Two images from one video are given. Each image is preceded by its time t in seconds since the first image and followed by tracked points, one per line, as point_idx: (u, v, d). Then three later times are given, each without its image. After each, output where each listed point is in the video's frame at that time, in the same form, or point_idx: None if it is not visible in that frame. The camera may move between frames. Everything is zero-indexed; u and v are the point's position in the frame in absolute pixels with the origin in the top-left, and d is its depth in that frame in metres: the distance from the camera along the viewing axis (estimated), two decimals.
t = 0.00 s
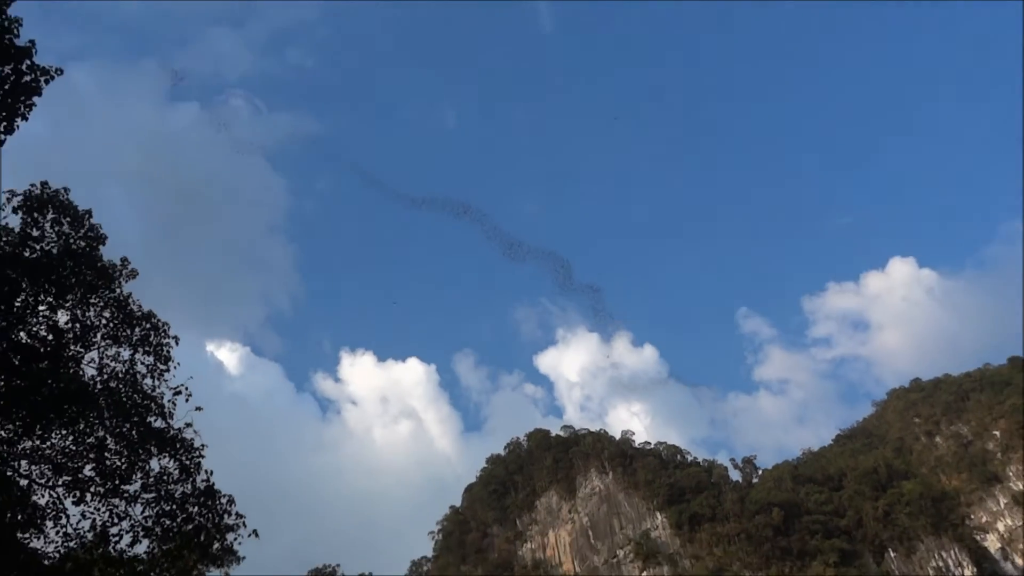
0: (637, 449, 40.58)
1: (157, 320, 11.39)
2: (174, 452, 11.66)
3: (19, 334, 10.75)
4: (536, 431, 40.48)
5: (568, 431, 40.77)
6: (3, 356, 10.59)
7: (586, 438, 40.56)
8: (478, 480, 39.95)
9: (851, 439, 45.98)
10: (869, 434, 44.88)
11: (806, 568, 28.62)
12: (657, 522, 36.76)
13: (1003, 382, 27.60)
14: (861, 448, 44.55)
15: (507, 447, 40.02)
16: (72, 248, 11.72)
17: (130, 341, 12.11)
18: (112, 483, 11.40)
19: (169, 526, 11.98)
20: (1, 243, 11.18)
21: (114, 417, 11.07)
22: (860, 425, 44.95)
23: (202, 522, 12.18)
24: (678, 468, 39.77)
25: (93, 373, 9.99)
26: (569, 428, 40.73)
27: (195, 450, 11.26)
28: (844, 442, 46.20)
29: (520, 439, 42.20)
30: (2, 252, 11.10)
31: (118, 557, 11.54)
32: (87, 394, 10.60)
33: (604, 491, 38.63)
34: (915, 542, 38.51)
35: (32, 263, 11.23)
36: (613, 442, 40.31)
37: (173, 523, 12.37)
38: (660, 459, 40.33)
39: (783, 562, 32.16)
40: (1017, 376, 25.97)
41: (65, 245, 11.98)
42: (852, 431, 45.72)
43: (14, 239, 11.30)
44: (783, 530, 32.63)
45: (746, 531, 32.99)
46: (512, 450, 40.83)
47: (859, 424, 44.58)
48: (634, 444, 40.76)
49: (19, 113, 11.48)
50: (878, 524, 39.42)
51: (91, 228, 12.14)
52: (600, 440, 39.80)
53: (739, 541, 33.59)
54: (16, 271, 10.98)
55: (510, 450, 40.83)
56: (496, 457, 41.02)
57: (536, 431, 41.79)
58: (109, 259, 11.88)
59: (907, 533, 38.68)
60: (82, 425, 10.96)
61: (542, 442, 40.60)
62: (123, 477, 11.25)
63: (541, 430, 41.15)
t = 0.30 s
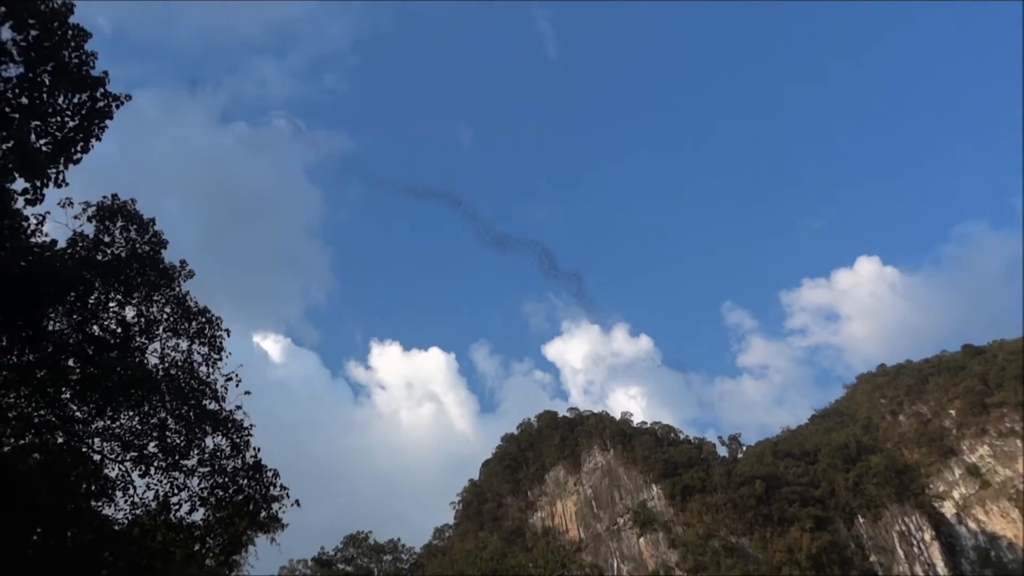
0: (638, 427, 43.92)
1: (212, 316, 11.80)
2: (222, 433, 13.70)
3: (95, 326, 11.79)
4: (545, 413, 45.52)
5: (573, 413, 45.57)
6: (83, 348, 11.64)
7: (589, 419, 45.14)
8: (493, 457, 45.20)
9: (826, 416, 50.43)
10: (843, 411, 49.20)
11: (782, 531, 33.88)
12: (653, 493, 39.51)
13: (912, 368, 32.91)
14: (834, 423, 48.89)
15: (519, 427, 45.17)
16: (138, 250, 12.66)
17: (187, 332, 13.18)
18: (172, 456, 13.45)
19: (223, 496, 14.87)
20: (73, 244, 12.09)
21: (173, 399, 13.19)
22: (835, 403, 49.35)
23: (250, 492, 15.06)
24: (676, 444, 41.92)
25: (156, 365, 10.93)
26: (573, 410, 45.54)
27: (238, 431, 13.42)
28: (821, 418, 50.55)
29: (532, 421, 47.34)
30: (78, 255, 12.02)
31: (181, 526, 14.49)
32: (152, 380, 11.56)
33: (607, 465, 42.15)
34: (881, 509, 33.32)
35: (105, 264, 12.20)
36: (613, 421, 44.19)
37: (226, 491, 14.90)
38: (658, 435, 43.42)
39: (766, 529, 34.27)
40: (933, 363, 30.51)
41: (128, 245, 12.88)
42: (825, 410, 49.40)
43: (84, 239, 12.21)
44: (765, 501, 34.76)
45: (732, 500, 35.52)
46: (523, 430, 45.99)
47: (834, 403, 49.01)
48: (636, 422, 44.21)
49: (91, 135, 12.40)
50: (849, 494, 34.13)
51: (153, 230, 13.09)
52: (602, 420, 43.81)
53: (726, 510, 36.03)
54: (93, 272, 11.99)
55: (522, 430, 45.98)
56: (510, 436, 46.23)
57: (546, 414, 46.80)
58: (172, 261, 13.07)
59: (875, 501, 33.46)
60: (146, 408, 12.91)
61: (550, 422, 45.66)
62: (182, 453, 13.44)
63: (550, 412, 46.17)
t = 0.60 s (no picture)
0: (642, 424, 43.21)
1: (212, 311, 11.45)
2: (222, 431, 13.09)
3: (92, 322, 11.00)
4: (548, 410, 44.88)
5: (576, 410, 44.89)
6: (79, 345, 10.92)
7: (593, 416, 44.42)
8: (496, 455, 44.62)
9: (834, 414, 49.51)
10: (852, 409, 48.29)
11: (791, 530, 33.11)
12: (659, 491, 38.72)
13: (925, 363, 32.11)
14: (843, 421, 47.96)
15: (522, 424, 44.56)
16: (136, 245, 11.56)
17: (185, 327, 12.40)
18: (170, 455, 12.77)
19: (222, 494, 14.36)
20: (67, 237, 11.00)
21: (172, 397, 12.47)
22: (843, 401, 48.48)
23: (249, 490, 14.49)
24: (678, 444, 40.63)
25: (155, 362, 9.92)
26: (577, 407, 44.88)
27: (238, 429, 12.77)
28: (829, 416, 49.61)
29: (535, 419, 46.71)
30: (71, 249, 11.00)
31: (180, 524, 13.90)
32: (151, 377, 10.68)
33: (611, 463, 41.39)
34: (892, 508, 32.19)
35: (101, 259, 11.04)
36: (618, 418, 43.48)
37: (224, 490, 14.30)
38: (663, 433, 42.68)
39: (774, 528, 33.45)
40: (947, 358, 29.98)
41: (125, 239, 11.82)
42: (834, 407, 48.42)
43: (81, 233, 11.09)
44: (774, 500, 34.03)
45: (740, 499, 34.75)
46: (527, 427, 45.37)
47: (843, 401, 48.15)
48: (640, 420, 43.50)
49: (90, 130, 11.12)
50: (859, 493, 32.92)
51: (153, 223, 11.98)
52: (606, 417, 43.14)
53: (734, 509, 35.27)
54: (88, 267, 10.92)
55: (526, 427, 45.36)
56: (513, 434, 45.62)
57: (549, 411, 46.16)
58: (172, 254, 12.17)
59: (886, 500, 32.37)
60: (144, 406, 12.26)
61: (554, 419, 45.03)
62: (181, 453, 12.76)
63: (553, 409, 45.53)
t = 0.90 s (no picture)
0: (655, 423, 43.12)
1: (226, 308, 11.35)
2: (237, 428, 13.08)
3: (109, 319, 10.91)
4: (561, 408, 44.86)
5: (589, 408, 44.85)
6: (95, 341, 10.77)
7: (606, 414, 44.36)
8: (509, 453, 44.70)
9: (849, 414, 49.15)
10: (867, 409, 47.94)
11: (804, 530, 33.00)
12: (671, 490, 38.64)
13: (941, 363, 31.96)
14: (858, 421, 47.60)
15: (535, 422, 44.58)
16: (151, 242, 11.51)
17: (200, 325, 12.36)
18: (184, 451, 12.78)
19: (236, 491, 14.37)
20: (83, 235, 10.96)
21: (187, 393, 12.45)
22: (859, 401, 48.12)
23: (263, 487, 14.51)
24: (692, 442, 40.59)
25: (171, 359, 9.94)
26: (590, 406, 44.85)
27: (254, 426, 12.81)
28: (844, 416, 49.27)
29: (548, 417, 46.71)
30: (87, 246, 10.95)
31: (194, 520, 13.99)
32: (167, 373, 10.72)
33: (624, 462, 41.33)
34: (907, 509, 32.01)
35: (118, 255, 11.11)
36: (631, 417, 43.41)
37: (238, 485, 14.32)
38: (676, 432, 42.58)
39: (788, 528, 33.30)
40: (963, 358, 29.74)
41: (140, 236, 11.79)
42: (849, 407, 48.09)
43: (97, 230, 11.05)
44: (788, 500, 33.92)
45: (753, 499, 34.67)
46: (539, 425, 45.40)
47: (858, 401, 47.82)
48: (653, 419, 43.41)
49: (107, 129, 11.16)
50: (874, 493, 32.84)
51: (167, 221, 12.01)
52: (619, 416, 43.09)
53: (747, 508, 35.18)
54: (104, 264, 10.93)
55: (539, 425, 45.38)
56: (526, 432, 45.64)
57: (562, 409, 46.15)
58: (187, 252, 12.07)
59: (900, 501, 32.14)
60: (159, 403, 12.35)
61: (567, 417, 45.03)
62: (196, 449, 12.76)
63: (567, 407, 45.51)
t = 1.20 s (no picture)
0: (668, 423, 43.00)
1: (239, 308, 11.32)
2: (251, 425, 13.12)
3: (123, 317, 10.91)
4: (574, 407, 44.86)
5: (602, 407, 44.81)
6: (110, 339, 10.75)
7: (619, 414, 44.27)
8: (521, 452, 44.75)
9: (863, 415, 48.75)
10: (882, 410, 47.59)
11: (818, 531, 32.85)
12: (684, 490, 38.55)
13: (956, 364, 31.68)
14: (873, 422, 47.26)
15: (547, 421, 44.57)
16: (165, 241, 11.57)
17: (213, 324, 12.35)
18: (199, 449, 12.83)
19: (250, 488, 14.13)
20: (99, 233, 10.99)
21: (201, 392, 12.47)
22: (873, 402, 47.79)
23: (277, 485, 14.36)
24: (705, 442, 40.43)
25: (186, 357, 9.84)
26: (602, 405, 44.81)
27: (268, 424, 12.84)
28: (858, 418, 48.93)
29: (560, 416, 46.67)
30: (103, 244, 10.91)
31: (208, 516, 14.05)
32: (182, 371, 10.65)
33: (636, 462, 41.27)
34: (921, 511, 31.72)
35: (134, 253, 11.09)
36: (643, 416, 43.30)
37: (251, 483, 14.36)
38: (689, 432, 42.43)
39: (801, 529, 33.17)
40: (979, 359, 29.37)
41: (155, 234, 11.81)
42: (863, 408, 47.79)
43: (112, 228, 11.06)
44: (801, 501, 33.76)
45: (766, 499, 34.54)
46: (551, 424, 45.38)
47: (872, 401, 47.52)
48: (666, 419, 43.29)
49: (122, 127, 11.09)
50: (889, 495, 32.69)
51: (181, 219, 12.03)
52: (631, 416, 43.02)
53: (760, 509, 35.05)
54: (121, 262, 10.92)
55: (550, 424, 45.36)
56: (538, 431, 45.65)
57: (575, 409, 46.11)
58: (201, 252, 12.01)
59: (915, 502, 31.89)
60: (174, 400, 12.39)
61: (579, 416, 45.01)
62: (210, 447, 12.79)
63: (579, 407, 45.48)
